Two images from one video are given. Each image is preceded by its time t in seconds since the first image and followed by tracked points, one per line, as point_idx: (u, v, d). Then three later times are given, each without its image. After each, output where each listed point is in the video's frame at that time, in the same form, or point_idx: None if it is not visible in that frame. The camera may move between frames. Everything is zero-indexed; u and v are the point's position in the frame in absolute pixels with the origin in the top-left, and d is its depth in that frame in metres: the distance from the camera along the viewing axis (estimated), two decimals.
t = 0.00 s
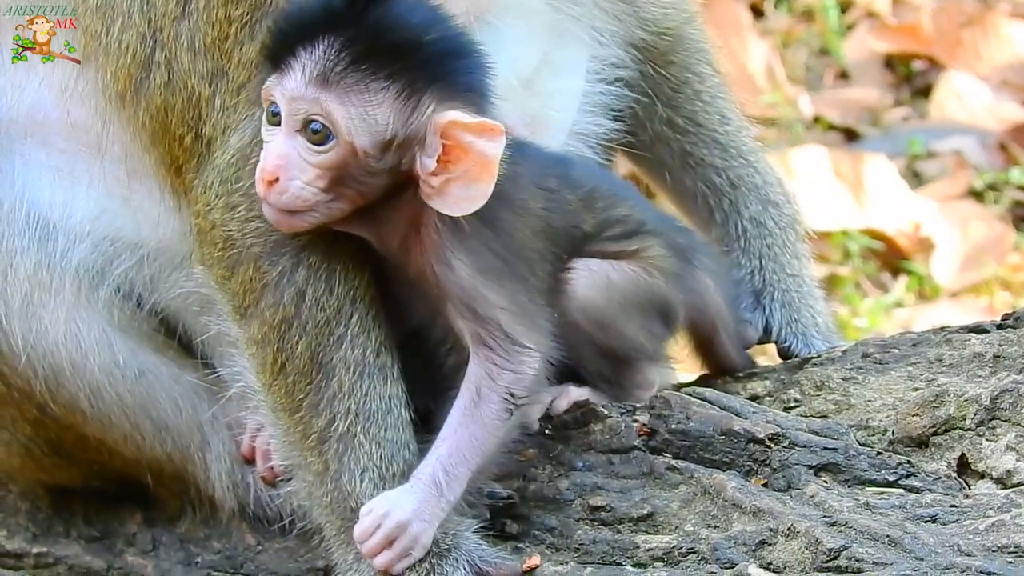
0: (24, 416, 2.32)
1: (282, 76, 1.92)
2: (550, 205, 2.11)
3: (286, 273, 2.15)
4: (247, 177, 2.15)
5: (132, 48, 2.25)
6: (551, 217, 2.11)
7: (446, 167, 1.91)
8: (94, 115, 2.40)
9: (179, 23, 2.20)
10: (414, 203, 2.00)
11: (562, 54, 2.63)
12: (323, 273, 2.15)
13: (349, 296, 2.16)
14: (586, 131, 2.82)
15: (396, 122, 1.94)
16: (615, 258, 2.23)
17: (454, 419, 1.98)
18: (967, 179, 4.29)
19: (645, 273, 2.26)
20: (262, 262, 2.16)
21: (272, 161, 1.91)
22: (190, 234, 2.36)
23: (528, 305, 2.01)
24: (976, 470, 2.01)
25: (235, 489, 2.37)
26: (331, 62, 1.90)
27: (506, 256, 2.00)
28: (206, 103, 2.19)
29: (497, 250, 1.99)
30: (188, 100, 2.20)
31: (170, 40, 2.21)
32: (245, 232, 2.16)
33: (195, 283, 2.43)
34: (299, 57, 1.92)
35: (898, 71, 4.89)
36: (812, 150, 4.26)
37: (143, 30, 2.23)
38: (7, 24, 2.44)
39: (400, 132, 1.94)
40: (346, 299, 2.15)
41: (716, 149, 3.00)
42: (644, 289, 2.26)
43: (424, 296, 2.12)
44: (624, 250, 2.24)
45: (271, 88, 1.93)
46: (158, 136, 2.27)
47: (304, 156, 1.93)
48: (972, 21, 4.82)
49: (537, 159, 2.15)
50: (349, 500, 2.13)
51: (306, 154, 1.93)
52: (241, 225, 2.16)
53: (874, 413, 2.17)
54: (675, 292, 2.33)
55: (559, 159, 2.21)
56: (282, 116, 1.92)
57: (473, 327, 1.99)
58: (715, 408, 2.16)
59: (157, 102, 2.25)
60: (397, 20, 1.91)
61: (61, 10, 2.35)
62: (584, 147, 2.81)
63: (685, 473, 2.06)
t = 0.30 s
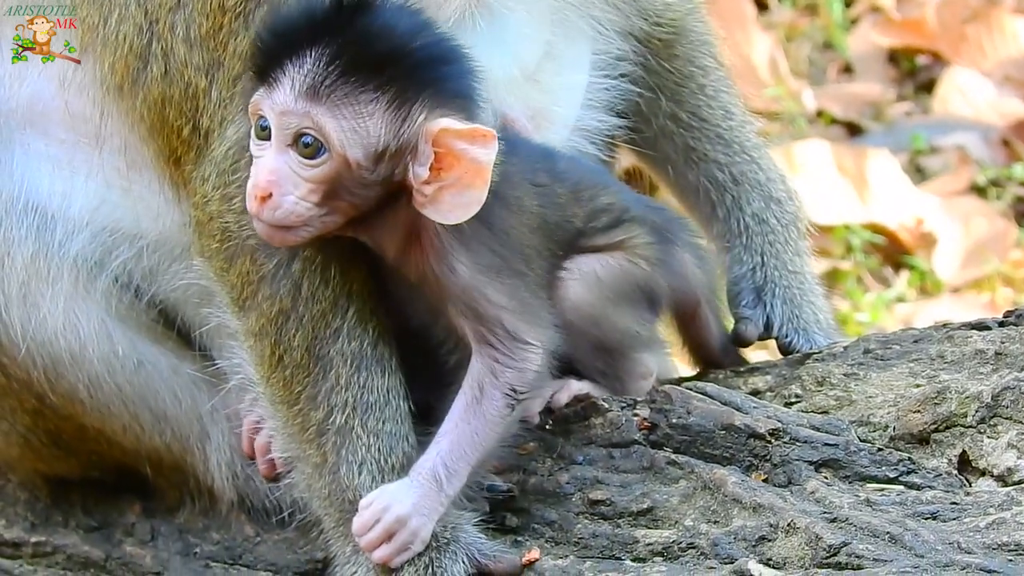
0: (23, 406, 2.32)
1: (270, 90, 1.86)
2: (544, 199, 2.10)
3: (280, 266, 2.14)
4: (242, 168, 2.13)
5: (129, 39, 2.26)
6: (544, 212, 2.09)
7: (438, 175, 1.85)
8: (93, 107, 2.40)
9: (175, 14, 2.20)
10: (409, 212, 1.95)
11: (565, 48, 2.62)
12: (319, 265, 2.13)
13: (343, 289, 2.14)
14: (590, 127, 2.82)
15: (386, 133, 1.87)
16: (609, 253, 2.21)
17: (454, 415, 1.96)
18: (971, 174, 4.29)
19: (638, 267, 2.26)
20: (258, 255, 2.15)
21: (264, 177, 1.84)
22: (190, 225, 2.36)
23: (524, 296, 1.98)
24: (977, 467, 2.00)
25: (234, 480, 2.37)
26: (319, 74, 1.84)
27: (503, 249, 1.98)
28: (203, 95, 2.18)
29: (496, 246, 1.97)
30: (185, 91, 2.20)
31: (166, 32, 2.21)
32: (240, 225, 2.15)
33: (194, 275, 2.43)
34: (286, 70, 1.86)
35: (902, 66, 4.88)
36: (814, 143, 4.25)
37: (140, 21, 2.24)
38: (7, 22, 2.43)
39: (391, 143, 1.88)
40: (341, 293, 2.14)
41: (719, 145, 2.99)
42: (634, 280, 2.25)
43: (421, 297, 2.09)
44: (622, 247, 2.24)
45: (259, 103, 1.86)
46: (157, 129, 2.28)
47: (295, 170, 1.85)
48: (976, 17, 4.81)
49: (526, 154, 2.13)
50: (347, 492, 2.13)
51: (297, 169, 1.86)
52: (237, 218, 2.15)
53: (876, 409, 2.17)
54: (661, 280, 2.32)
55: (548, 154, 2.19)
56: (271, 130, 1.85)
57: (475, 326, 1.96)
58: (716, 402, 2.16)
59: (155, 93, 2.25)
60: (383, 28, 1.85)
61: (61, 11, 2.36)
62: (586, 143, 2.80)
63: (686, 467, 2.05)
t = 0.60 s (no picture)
0: (24, 400, 2.33)
1: (269, 101, 1.84)
2: (550, 197, 2.07)
3: (277, 264, 2.14)
4: (238, 167, 2.12)
5: (125, 33, 2.25)
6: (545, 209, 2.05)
7: (439, 184, 1.84)
8: (90, 101, 2.40)
9: (168, 10, 2.20)
10: (410, 220, 1.94)
11: (569, 45, 2.61)
12: (314, 262, 2.12)
13: (340, 288, 2.13)
14: (592, 127, 2.81)
15: (387, 143, 1.86)
16: (604, 254, 2.16)
17: (455, 416, 1.95)
18: (971, 169, 4.28)
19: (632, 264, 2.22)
20: (256, 253, 2.14)
21: (264, 189, 1.82)
22: (190, 220, 2.35)
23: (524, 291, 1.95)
24: (980, 465, 2.00)
25: (236, 474, 2.37)
26: (318, 86, 1.83)
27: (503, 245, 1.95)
28: (198, 91, 2.17)
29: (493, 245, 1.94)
30: (181, 87, 2.20)
31: (161, 28, 2.21)
32: (237, 222, 2.14)
33: (195, 273, 2.42)
34: (285, 81, 1.84)
35: (901, 61, 4.87)
36: (814, 138, 4.24)
37: (135, 16, 2.24)
38: (7, 21, 2.42)
39: (393, 152, 1.87)
40: (337, 291, 2.13)
41: (720, 143, 2.98)
42: (624, 276, 2.20)
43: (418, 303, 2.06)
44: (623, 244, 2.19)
45: (259, 114, 1.85)
46: (153, 126, 2.27)
47: (296, 182, 1.84)
48: (977, 13, 4.80)
49: (520, 156, 2.08)
50: (348, 489, 2.12)
51: (298, 180, 1.84)
52: (233, 215, 2.14)
53: (878, 407, 2.16)
54: (648, 278, 2.29)
55: (540, 157, 2.14)
56: (271, 142, 1.84)
57: (476, 328, 1.95)
58: (718, 400, 2.16)
59: (151, 90, 2.24)
60: (381, 38, 1.83)
61: (61, 11, 2.35)
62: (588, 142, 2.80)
63: (688, 464, 2.05)
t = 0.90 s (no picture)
0: (26, 398, 2.31)
1: (267, 102, 1.84)
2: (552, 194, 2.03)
3: (273, 264, 2.14)
4: (232, 167, 2.12)
5: (118, 32, 2.25)
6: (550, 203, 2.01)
7: (440, 184, 1.83)
8: (87, 99, 2.39)
9: (159, 7, 2.20)
10: (411, 220, 1.93)
11: (577, 47, 2.63)
12: (309, 263, 2.11)
13: (335, 285, 2.12)
14: (592, 129, 2.81)
15: (386, 142, 1.85)
16: (597, 257, 2.08)
17: (453, 419, 1.94)
18: (971, 167, 4.28)
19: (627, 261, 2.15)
20: (252, 255, 2.14)
21: (263, 189, 1.81)
22: (189, 220, 2.35)
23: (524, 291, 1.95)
24: (983, 464, 1.99)
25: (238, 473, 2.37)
26: (315, 86, 1.82)
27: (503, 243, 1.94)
28: (190, 90, 2.17)
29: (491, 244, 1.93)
30: (173, 87, 2.19)
31: (153, 27, 2.20)
32: (232, 223, 2.14)
33: (197, 273, 2.41)
34: (283, 82, 1.83)
35: (902, 59, 4.85)
36: (815, 137, 4.24)
37: (128, 14, 2.23)
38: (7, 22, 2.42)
39: (392, 151, 1.85)
40: (334, 290, 2.12)
41: (721, 144, 2.97)
42: (611, 277, 2.12)
43: (415, 307, 2.05)
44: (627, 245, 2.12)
45: (258, 115, 1.84)
46: (148, 125, 2.27)
47: (295, 182, 1.83)
48: (977, 10, 4.79)
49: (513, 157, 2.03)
50: (349, 489, 2.12)
51: (297, 180, 1.83)
52: (228, 215, 2.14)
53: (881, 405, 2.16)
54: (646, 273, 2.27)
55: (533, 156, 2.07)
56: (270, 143, 1.83)
57: (477, 328, 1.95)
58: (720, 398, 2.15)
59: (144, 89, 2.24)
60: (377, 38, 1.82)
61: (62, 11, 2.34)
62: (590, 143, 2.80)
63: (690, 463, 2.04)
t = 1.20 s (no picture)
0: (29, 403, 2.32)
1: (276, 78, 1.85)
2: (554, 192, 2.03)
3: (275, 266, 2.13)
4: (234, 170, 2.12)
5: (117, 34, 2.25)
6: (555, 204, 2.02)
7: (445, 169, 1.82)
8: (85, 100, 2.38)
9: (157, 10, 2.19)
10: (418, 209, 1.92)
11: (575, 50, 2.63)
12: (311, 264, 2.11)
13: (337, 286, 2.12)
14: (592, 132, 2.82)
15: (391, 123, 1.84)
16: (609, 259, 2.09)
17: (452, 421, 1.95)
18: (971, 167, 4.29)
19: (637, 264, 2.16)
20: (253, 258, 2.14)
21: (266, 163, 1.82)
22: (189, 223, 2.35)
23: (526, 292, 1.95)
24: (985, 463, 1.99)
25: (240, 476, 2.37)
26: (322, 63, 1.82)
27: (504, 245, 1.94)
28: (189, 93, 2.17)
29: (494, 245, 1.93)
30: (172, 90, 2.19)
31: (152, 29, 2.20)
32: (234, 226, 2.14)
33: (198, 276, 2.41)
34: (293, 58, 1.84)
35: (900, 59, 4.86)
36: (815, 137, 4.25)
37: (126, 16, 2.22)
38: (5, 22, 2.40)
39: (397, 132, 1.85)
40: (336, 291, 2.12)
41: (722, 146, 2.97)
42: (623, 279, 2.13)
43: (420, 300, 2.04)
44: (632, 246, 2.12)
45: (267, 90, 1.86)
46: (147, 128, 2.27)
47: (298, 158, 1.83)
48: (975, 10, 4.80)
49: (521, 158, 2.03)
50: (352, 491, 2.12)
51: (300, 157, 1.84)
52: (229, 219, 2.14)
53: (883, 405, 2.16)
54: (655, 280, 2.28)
55: (541, 157, 2.08)
56: (276, 118, 1.84)
57: (480, 326, 1.95)
58: (722, 399, 2.15)
59: (144, 93, 2.24)
60: (390, 18, 1.83)
61: (61, 11, 2.32)
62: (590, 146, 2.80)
63: (693, 464, 2.04)
